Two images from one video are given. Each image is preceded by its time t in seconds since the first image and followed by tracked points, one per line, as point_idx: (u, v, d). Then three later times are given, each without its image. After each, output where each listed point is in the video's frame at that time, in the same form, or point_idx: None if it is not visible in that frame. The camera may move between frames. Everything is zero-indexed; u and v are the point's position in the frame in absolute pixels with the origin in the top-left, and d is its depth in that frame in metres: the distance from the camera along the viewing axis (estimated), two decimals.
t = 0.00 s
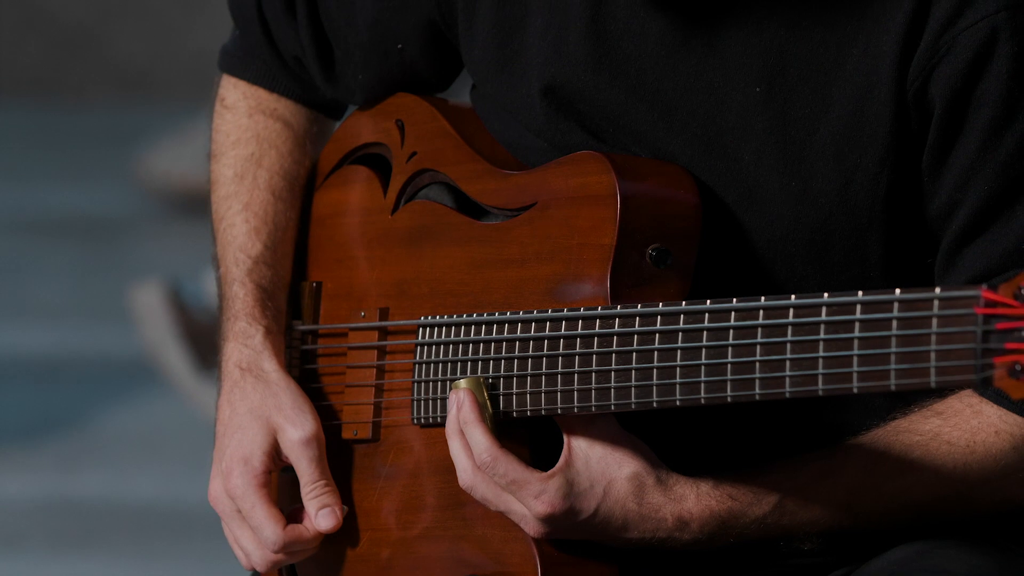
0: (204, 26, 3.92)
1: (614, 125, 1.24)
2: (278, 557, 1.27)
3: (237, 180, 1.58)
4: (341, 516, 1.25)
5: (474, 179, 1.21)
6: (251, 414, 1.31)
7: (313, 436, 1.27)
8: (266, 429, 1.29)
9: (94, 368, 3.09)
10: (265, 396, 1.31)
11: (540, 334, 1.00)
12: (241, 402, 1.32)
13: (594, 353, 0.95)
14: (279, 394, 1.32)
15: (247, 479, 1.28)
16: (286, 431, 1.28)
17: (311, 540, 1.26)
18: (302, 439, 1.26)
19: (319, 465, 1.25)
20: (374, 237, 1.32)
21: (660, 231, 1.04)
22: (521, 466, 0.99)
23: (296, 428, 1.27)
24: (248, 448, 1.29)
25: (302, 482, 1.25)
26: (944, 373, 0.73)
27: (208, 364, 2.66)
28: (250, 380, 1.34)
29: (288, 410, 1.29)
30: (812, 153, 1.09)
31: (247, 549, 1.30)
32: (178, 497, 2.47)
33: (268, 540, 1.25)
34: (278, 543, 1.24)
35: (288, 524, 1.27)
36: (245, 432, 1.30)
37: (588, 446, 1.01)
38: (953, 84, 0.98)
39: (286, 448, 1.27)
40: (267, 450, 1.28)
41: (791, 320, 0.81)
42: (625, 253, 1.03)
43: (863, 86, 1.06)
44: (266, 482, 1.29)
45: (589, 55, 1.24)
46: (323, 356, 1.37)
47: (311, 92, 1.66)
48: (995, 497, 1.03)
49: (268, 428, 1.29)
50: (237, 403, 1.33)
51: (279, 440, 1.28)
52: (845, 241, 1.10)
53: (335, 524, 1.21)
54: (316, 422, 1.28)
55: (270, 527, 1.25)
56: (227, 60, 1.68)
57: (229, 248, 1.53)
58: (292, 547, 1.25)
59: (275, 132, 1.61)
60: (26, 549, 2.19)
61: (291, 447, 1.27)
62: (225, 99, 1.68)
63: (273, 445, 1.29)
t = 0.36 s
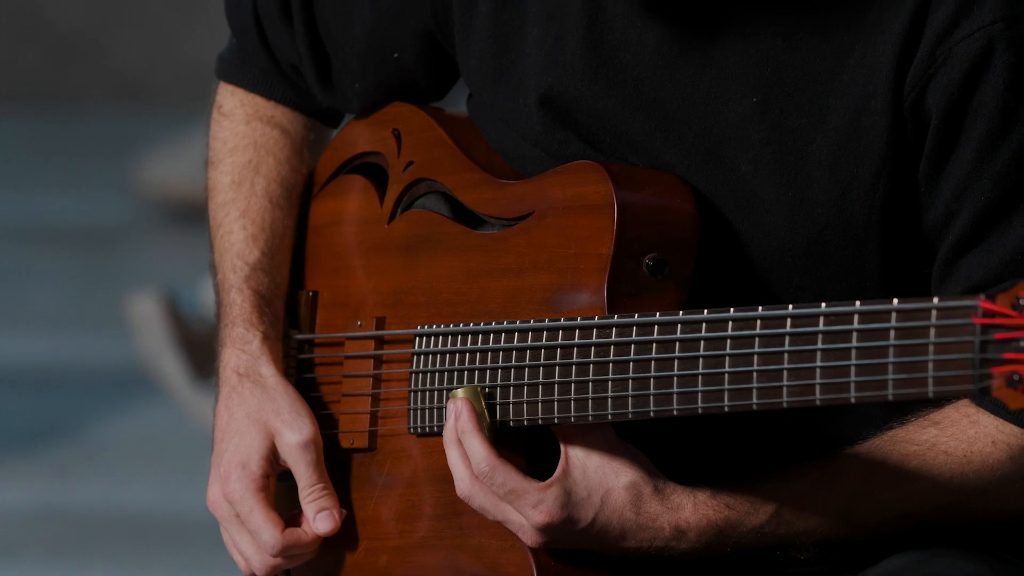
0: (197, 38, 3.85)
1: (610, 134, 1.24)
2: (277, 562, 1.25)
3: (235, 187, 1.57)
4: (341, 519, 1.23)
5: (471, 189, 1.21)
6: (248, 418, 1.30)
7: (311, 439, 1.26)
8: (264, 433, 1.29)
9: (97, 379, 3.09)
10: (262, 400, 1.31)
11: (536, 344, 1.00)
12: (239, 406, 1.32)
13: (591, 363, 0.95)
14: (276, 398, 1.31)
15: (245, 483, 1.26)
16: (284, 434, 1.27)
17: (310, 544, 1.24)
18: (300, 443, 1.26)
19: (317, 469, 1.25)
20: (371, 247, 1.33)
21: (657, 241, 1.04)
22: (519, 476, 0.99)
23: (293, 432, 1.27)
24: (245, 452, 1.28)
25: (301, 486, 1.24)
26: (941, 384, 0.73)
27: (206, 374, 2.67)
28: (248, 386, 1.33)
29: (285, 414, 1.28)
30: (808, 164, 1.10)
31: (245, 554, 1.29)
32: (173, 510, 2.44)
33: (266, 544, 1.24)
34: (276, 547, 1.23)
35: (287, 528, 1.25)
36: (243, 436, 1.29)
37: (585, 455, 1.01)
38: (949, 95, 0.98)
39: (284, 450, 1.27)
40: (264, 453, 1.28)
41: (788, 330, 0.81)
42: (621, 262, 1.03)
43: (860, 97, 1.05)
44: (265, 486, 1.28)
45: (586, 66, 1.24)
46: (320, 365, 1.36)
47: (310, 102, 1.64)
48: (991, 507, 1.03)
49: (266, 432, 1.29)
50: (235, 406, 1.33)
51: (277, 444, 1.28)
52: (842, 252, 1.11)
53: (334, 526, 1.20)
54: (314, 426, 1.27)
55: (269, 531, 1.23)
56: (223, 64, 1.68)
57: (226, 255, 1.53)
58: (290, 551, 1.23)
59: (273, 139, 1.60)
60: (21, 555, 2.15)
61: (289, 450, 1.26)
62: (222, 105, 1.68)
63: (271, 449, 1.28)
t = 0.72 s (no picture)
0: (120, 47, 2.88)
1: (607, 142, 1.24)
2: (302, 489, 1.23)
3: (250, 162, 1.56)
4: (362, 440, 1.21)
5: (469, 197, 1.22)
6: (267, 357, 1.32)
7: (326, 360, 1.28)
8: (281, 367, 1.30)
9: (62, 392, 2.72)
10: (279, 339, 1.33)
11: (532, 354, 1.01)
12: (257, 349, 1.34)
13: (585, 374, 0.96)
14: (293, 336, 1.33)
15: (264, 410, 1.28)
16: (300, 361, 1.29)
17: (331, 467, 1.21)
18: (316, 364, 1.27)
19: (334, 387, 1.25)
20: (370, 252, 1.33)
21: (652, 251, 1.05)
22: (515, 486, 0.99)
23: (309, 357, 1.29)
24: (263, 383, 1.30)
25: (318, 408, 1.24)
26: (929, 402, 0.74)
27: (202, 384, 2.54)
28: (266, 331, 1.35)
29: (300, 346, 1.31)
30: (802, 173, 1.10)
31: (272, 489, 1.27)
32: (170, 520, 2.44)
33: (287, 465, 1.22)
34: (296, 465, 1.21)
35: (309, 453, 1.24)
36: (261, 371, 1.31)
37: (581, 465, 1.02)
38: (942, 104, 0.98)
39: (301, 376, 1.28)
40: (282, 384, 1.29)
41: (779, 344, 0.82)
42: (616, 272, 1.03)
43: (854, 106, 1.06)
44: (285, 414, 1.28)
45: (583, 74, 1.25)
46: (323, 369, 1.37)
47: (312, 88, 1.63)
48: (984, 517, 1.03)
49: (283, 364, 1.31)
50: (254, 350, 1.34)
51: (293, 373, 1.29)
52: (836, 261, 1.11)
53: (352, 437, 1.19)
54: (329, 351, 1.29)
55: (289, 452, 1.22)
56: (228, 49, 1.67)
57: (240, 232, 1.52)
58: (311, 472, 1.21)
59: (287, 118, 1.59)
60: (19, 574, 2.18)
61: (305, 371, 1.27)
62: (229, 84, 1.66)
63: (290, 380, 1.30)
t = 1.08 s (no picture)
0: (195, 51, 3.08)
1: (604, 152, 1.25)
2: (299, 515, 1.23)
3: (247, 181, 1.56)
4: (361, 469, 1.21)
5: (465, 208, 1.22)
6: (267, 378, 1.32)
7: (326, 387, 1.27)
8: (282, 391, 1.30)
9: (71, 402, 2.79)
10: (280, 362, 1.33)
11: (527, 364, 1.01)
12: (258, 371, 1.34)
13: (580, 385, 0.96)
14: (293, 359, 1.33)
15: (263, 436, 1.28)
16: (301, 387, 1.29)
17: (330, 496, 1.21)
18: (316, 391, 1.26)
19: (334, 414, 1.24)
20: (366, 264, 1.33)
21: (649, 262, 1.05)
22: (511, 497, 1.00)
23: (309, 382, 1.28)
24: (264, 408, 1.30)
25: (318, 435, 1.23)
26: (922, 411, 0.74)
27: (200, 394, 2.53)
28: (266, 353, 1.35)
29: (301, 370, 1.30)
30: (800, 183, 1.10)
31: (269, 515, 1.27)
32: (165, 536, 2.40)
33: (286, 494, 1.22)
34: (295, 495, 1.21)
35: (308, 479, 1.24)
36: (260, 395, 1.31)
37: (577, 476, 1.02)
38: (940, 114, 0.98)
39: (301, 403, 1.27)
40: (282, 409, 1.29)
41: (774, 353, 0.82)
42: (613, 283, 1.04)
43: (852, 116, 1.06)
44: (284, 440, 1.28)
45: (580, 84, 1.25)
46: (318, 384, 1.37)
47: (307, 104, 1.62)
48: (980, 528, 1.03)
49: (283, 389, 1.30)
50: (253, 371, 1.34)
51: (294, 398, 1.29)
52: (833, 271, 1.11)
53: (352, 467, 1.19)
54: (329, 377, 1.28)
55: (287, 479, 1.22)
56: (221, 64, 1.66)
57: (237, 253, 1.52)
58: (309, 501, 1.21)
59: (282, 136, 1.59)
60: None
61: (306, 398, 1.27)
62: (223, 104, 1.65)
63: (290, 405, 1.30)
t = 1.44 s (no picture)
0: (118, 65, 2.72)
1: (598, 163, 1.25)
2: (306, 509, 1.23)
3: (242, 192, 1.57)
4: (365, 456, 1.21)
5: (459, 220, 1.23)
6: (266, 380, 1.32)
7: (326, 379, 1.28)
8: (281, 390, 1.31)
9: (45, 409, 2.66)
10: (278, 363, 1.33)
11: (522, 377, 1.01)
12: (256, 374, 1.34)
13: (575, 398, 0.96)
14: (292, 359, 1.34)
15: (265, 433, 1.28)
16: (300, 382, 1.29)
17: (336, 487, 1.21)
18: (316, 384, 1.27)
19: (335, 406, 1.25)
20: (361, 275, 1.34)
21: (643, 274, 1.06)
22: (507, 510, 1.00)
23: (309, 377, 1.29)
24: (264, 406, 1.30)
25: (320, 426, 1.23)
26: (915, 426, 0.74)
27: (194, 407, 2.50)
28: (264, 358, 1.35)
29: (299, 367, 1.31)
30: (794, 193, 1.10)
31: (276, 512, 1.26)
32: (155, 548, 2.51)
33: (291, 487, 1.22)
34: (300, 486, 1.21)
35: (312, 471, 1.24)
36: (260, 395, 1.31)
37: (572, 488, 1.02)
38: (935, 125, 0.99)
39: (302, 398, 1.28)
40: (282, 407, 1.29)
41: (767, 368, 0.82)
42: (607, 297, 1.04)
43: (846, 127, 1.06)
44: (286, 437, 1.28)
45: (574, 95, 1.26)
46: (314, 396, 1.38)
47: (300, 115, 1.62)
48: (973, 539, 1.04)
49: (282, 387, 1.31)
50: (252, 375, 1.35)
51: (293, 395, 1.30)
52: (827, 282, 1.11)
53: (355, 453, 1.18)
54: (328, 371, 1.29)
55: (292, 472, 1.22)
56: (214, 75, 1.66)
57: (234, 262, 1.52)
58: (315, 493, 1.21)
59: (276, 146, 1.59)
60: None
61: (306, 392, 1.28)
62: (217, 115, 1.66)
63: (290, 403, 1.30)
